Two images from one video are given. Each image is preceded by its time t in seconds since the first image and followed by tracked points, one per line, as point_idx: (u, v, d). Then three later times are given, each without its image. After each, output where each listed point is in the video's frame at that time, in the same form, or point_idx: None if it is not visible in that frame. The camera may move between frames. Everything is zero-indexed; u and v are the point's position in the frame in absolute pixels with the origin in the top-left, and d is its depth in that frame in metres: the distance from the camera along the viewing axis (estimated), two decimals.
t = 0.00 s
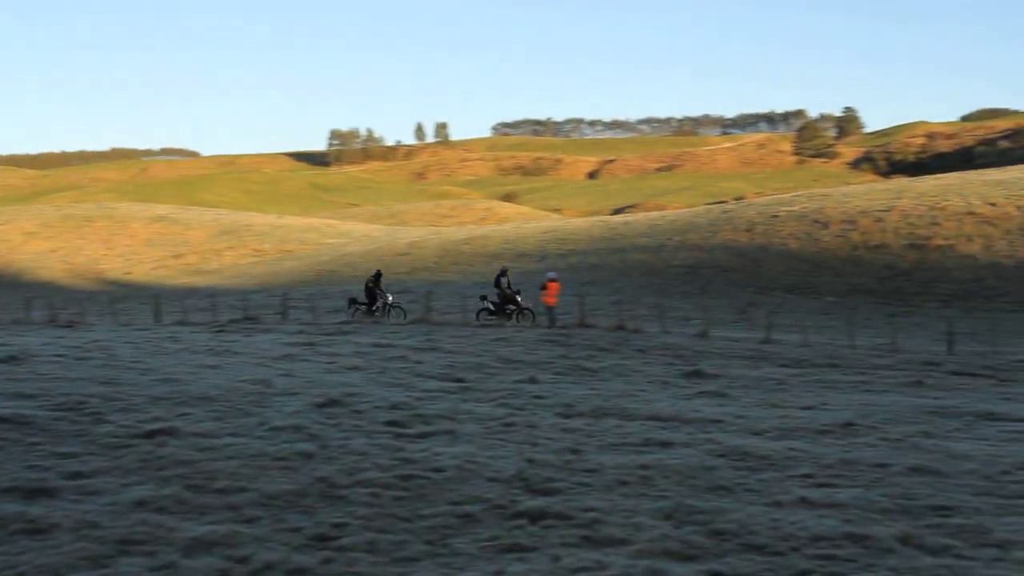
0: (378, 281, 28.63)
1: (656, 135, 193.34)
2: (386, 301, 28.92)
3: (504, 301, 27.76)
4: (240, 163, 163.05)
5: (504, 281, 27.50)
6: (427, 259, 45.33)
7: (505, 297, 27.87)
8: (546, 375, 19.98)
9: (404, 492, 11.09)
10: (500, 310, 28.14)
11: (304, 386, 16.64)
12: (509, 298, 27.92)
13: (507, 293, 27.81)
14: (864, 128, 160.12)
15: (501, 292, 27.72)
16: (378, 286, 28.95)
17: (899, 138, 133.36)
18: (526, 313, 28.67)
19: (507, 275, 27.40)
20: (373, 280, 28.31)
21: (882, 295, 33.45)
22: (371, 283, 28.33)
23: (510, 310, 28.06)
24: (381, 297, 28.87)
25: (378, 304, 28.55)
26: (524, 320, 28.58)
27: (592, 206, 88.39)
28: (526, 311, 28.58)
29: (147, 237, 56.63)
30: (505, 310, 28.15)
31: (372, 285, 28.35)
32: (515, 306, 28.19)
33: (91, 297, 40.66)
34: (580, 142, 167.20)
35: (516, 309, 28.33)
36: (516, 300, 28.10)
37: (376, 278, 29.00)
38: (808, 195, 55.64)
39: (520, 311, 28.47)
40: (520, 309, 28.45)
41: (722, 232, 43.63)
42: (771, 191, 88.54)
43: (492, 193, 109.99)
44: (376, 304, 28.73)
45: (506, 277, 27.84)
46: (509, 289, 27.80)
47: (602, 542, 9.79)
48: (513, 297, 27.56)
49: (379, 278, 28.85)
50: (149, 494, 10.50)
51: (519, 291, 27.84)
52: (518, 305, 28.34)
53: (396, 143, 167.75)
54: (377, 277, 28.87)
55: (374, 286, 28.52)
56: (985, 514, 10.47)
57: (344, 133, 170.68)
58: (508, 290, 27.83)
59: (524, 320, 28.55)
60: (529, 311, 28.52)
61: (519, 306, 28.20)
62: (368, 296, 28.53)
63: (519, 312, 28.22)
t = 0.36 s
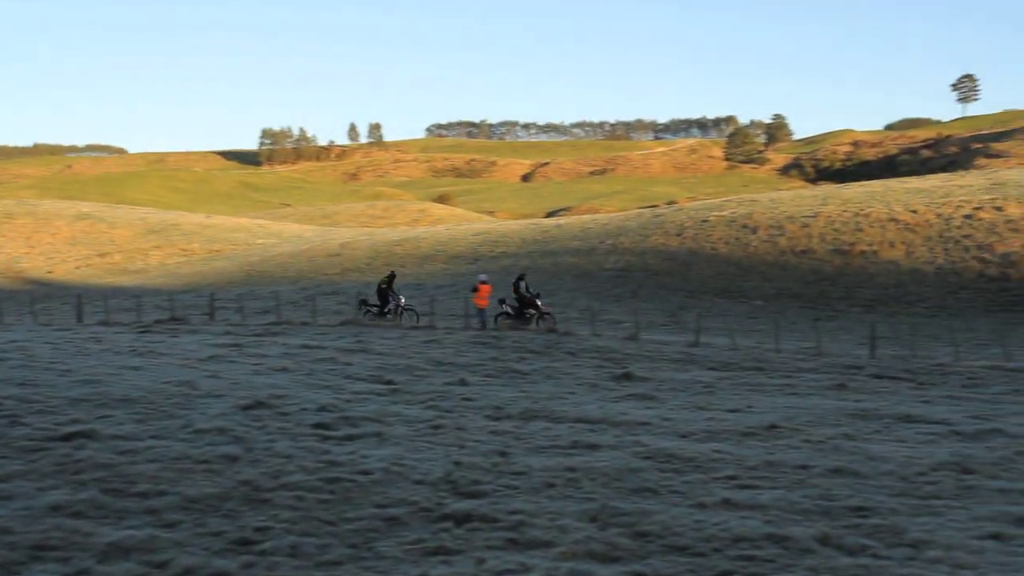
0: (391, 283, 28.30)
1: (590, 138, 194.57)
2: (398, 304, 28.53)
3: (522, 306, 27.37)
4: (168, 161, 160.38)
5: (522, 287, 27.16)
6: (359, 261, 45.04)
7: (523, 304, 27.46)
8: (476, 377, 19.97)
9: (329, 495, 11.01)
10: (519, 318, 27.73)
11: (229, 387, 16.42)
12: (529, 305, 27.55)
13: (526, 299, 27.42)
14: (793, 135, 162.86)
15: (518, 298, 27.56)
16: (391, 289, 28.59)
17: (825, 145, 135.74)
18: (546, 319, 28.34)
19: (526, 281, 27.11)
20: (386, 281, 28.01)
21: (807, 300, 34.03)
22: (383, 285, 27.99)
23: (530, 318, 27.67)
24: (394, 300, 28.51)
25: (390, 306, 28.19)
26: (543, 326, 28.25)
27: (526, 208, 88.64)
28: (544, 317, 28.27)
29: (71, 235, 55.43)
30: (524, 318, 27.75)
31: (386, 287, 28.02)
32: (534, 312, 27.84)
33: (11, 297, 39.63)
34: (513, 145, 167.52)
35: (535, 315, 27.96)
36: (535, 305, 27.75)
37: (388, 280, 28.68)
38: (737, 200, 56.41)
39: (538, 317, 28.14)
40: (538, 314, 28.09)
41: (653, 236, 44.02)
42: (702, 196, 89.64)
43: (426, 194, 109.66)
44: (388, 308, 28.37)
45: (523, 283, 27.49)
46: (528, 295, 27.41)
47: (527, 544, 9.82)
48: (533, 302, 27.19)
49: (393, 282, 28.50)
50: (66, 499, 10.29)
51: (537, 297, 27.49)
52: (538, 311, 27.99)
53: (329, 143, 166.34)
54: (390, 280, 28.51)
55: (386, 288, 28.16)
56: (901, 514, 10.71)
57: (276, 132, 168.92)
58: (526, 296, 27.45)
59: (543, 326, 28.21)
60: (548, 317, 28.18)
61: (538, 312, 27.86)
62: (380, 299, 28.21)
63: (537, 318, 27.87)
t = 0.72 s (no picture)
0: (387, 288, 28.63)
1: (509, 141, 195.24)
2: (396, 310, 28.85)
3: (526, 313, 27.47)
4: (78, 159, 156.63)
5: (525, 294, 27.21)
6: (274, 262, 44.50)
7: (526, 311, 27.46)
8: (389, 380, 19.87)
9: (235, 501, 10.85)
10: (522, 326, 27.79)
11: (135, 391, 16.08)
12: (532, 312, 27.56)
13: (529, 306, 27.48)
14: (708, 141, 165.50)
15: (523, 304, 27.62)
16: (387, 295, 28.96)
17: (739, 153, 138.06)
18: (550, 326, 28.42)
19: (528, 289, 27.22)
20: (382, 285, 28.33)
21: (719, 304, 34.60)
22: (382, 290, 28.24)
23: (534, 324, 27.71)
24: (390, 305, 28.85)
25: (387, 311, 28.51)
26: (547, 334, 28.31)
27: (444, 211, 88.59)
28: (550, 325, 28.35)
29: None
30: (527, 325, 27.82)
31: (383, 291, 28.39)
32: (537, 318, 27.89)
33: None
34: (432, 147, 167.21)
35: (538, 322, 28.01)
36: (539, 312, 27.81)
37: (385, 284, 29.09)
38: (653, 205, 57.08)
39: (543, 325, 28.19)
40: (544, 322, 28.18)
41: (570, 239, 44.32)
42: (620, 201, 90.62)
43: (343, 196, 108.85)
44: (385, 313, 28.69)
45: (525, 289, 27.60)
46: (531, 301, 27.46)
47: (435, 549, 9.79)
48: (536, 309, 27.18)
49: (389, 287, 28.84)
50: None
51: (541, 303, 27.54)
52: (541, 318, 28.05)
53: (245, 142, 164.05)
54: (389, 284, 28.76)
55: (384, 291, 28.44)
56: (803, 515, 10.93)
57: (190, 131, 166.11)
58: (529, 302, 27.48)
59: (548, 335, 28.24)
60: (552, 324, 28.31)
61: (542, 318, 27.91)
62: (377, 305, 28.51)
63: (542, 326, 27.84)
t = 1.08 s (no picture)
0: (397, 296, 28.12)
1: (438, 147, 195.12)
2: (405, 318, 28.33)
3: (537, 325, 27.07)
4: None
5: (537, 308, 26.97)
6: (196, 267, 43.83)
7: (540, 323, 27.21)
8: (313, 387, 19.70)
9: (150, 509, 10.65)
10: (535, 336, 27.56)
11: (49, 398, 15.71)
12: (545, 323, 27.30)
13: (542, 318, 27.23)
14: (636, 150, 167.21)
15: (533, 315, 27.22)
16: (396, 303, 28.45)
17: (665, 163, 139.65)
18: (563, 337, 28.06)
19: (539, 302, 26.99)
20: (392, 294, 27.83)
21: (644, 312, 34.94)
22: (389, 301, 27.65)
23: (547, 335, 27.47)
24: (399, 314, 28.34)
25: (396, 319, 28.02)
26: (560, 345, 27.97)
27: (372, 217, 88.18)
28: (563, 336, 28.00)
29: None
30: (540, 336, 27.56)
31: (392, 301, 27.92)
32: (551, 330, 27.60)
33: None
34: (360, 152, 166.37)
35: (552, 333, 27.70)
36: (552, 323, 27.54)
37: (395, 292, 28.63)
38: (580, 213, 57.48)
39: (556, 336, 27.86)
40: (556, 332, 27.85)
41: (497, 246, 44.40)
42: (548, 208, 91.15)
43: (269, 200, 107.68)
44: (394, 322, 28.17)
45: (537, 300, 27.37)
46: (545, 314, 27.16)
47: (355, 556, 9.73)
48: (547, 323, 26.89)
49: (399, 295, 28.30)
50: None
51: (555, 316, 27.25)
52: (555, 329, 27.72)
53: (169, 144, 161.45)
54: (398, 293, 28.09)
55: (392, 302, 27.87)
56: (721, 519, 11.08)
57: (112, 133, 163.03)
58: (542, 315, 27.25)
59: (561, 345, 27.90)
60: (566, 335, 28.01)
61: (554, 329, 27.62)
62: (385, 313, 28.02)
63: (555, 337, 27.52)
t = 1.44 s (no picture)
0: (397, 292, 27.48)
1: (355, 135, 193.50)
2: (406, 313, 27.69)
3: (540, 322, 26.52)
4: None
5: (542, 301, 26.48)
6: (107, 259, 42.85)
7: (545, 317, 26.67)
8: (228, 379, 19.42)
9: (57, 507, 10.40)
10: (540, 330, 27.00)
11: None
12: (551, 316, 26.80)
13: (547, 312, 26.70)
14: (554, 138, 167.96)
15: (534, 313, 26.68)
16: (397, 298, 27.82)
17: (582, 151, 140.36)
18: (569, 331, 27.50)
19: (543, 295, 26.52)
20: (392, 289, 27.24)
21: (563, 299, 35.11)
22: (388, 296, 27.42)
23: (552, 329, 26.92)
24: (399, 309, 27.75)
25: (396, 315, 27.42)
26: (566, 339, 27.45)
27: (288, 207, 87.14)
28: (568, 329, 27.44)
29: None
30: (545, 330, 27.02)
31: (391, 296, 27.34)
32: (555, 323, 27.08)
33: None
34: (276, 141, 164.17)
35: (557, 327, 27.16)
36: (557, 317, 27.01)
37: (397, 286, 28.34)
38: (498, 201, 57.56)
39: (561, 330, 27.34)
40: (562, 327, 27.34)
41: (415, 235, 44.20)
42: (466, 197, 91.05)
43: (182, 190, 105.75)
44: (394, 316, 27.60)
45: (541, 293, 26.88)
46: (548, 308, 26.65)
47: (270, 549, 9.62)
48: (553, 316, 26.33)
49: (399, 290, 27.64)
50: None
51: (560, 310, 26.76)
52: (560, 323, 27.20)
53: (76, 133, 157.43)
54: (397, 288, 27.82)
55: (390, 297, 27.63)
56: (637, 502, 11.19)
57: (16, 122, 158.37)
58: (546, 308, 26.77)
59: (566, 340, 27.39)
60: (572, 328, 27.48)
61: (558, 323, 27.11)
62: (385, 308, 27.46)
63: (560, 330, 26.96)
